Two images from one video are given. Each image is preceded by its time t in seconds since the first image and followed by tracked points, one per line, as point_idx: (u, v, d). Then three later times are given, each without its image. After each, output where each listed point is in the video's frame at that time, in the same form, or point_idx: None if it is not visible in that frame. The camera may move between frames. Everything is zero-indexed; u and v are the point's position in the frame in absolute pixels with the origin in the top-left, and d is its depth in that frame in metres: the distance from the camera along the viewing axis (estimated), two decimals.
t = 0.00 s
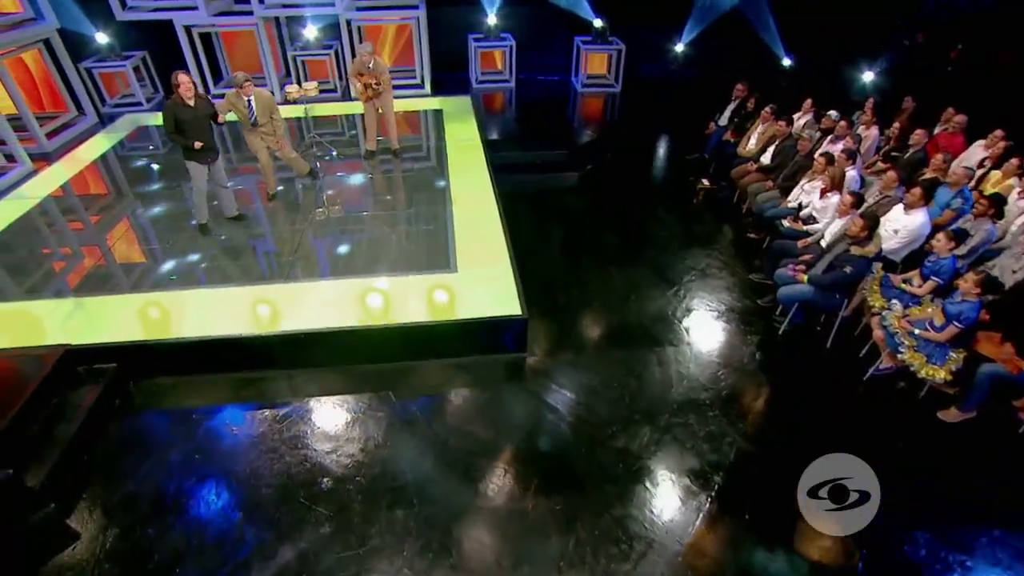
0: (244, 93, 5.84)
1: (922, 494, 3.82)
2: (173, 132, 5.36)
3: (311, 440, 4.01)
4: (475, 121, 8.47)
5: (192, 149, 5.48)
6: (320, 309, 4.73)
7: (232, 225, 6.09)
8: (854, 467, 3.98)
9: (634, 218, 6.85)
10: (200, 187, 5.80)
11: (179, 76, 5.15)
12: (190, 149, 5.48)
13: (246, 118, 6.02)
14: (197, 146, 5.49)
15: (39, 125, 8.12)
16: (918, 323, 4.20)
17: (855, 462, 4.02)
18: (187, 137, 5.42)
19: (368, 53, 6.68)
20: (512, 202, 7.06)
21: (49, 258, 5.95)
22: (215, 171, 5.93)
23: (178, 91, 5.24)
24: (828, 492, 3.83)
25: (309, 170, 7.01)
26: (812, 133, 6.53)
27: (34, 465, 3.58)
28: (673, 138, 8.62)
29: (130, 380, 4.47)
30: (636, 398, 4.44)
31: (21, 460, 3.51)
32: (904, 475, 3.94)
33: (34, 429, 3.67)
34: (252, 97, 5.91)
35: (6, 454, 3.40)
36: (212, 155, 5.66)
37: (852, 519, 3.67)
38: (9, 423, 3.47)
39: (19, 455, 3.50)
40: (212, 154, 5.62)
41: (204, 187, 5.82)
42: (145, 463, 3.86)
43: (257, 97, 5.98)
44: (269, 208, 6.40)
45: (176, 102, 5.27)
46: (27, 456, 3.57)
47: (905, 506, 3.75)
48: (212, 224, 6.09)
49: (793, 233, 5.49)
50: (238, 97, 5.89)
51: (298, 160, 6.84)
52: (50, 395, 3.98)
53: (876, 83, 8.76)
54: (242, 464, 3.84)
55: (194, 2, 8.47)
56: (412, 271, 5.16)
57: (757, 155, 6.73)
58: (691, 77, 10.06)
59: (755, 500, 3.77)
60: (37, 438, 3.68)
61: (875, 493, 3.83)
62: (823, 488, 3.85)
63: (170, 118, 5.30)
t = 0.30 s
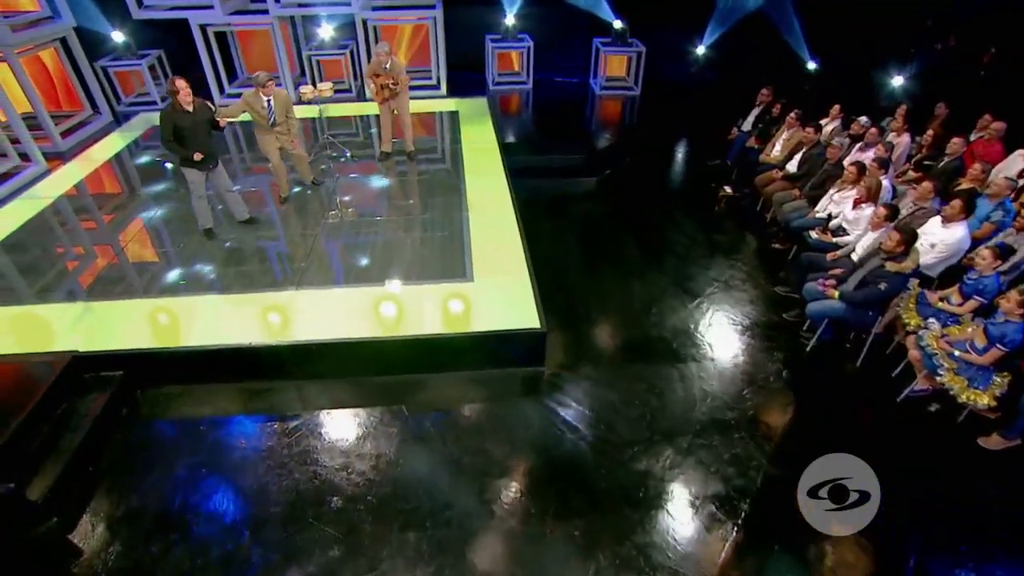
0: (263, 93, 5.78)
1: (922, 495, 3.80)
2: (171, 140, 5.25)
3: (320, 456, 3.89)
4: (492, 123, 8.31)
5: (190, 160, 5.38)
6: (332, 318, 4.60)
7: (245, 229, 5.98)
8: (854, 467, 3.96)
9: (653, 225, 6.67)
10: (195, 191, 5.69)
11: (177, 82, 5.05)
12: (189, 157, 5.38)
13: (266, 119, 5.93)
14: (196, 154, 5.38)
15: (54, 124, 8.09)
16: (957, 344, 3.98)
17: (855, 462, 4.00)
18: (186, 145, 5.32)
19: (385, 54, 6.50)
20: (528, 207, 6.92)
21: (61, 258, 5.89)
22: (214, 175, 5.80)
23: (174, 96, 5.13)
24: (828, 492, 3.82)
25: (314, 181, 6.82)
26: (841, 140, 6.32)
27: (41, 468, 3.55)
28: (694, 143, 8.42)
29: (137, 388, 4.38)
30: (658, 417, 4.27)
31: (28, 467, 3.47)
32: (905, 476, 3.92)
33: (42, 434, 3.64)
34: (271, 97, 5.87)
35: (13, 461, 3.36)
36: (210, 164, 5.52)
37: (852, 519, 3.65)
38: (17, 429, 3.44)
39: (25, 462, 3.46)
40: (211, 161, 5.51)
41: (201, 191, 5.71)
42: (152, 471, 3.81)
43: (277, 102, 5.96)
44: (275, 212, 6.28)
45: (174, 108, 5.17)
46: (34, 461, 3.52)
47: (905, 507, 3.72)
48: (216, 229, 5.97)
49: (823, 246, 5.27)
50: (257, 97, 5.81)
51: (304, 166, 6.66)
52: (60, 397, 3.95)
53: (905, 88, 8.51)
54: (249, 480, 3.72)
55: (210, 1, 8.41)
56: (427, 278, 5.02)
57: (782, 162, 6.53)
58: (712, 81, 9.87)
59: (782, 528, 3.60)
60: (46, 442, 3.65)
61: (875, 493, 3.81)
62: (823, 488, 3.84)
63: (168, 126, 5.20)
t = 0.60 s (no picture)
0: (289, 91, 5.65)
1: (922, 494, 3.79)
2: (173, 142, 5.11)
3: (331, 475, 3.76)
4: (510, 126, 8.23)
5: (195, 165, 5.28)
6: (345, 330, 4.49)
7: (258, 234, 5.85)
8: (853, 467, 3.94)
9: (673, 233, 6.49)
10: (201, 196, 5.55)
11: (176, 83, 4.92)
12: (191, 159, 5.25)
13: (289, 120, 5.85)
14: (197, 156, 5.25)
15: (69, 124, 8.05)
16: (1003, 368, 3.79)
17: (855, 462, 3.98)
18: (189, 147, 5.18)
19: (397, 56, 6.30)
20: (544, 212, 6.76)
21: (73, 259, 5.81)
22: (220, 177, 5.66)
23: (174, 97, 4.98)
24: (828, 492, 3.79)
25: (328, 184, 6.70)
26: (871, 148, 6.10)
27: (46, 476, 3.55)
28: (715, 148, 8.20)
29: (145, 398, 4.29)
30: (682, 438, 4.09)
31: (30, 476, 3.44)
32: (904, 475, 3.90)
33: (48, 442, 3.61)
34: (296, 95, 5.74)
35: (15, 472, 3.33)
36: (215, 165, 5.46)
37: (851, 519, 3.64)
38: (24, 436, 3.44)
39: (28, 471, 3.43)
40: (213, 163, 5.40)
41: (207, 194, 5.57)
42: (159, 479, 3.74)
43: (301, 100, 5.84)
44: (284, 216, 6.17)
45: (173, 110, 5.03)
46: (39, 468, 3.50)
47: (905, 507, 3.71)
48: (227, 233, 5.86)
49: (853, 259, 5.06)
50: (280, 94, 5.66)
51: (319, 171, 6.56)
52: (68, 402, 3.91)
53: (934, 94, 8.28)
54: (257, 499, 3.61)
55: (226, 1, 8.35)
56: (443, 288, 4.89)
57: (809, 171, 6.31)
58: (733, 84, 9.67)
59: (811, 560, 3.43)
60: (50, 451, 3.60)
61: (875, 493, 3.79)
62: (823, 488, 3.80)
63: (168, 128, 5.07)
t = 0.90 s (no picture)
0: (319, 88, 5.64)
1: (923, 494, 3.76)
2: (190, 145, 4.99)
3: (341, 495, 3.63)
4: (528, 130, 8.10)
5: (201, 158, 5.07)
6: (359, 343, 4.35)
7: (272, 241, 5.71)
8: (853, 467, 3.92)
9: (697, 244, 6.29)
10: (215, 200, 5.41)
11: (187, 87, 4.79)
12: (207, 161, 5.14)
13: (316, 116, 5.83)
14: (212, 158, 5.15)
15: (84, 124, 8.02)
16: None
17: (855, 462, 3.96)
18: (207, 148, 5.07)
19: (414, 58, 6.12)
20: (564, 219, 6.58)
21: (86, 260, 5.75)
22: (237, 180, 5.51)
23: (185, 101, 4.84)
24: (828, 492, 3.77)
25: (343, 188, 6.55)
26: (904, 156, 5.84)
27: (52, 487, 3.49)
28: (738, 155, 7.97)
29: (152, 409, 4.19)
30: (707, 463, 3.92)
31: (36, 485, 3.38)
32: (906, 476, 3.88)
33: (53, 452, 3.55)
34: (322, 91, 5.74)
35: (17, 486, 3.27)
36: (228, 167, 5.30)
37: (851, 519, 3.61)
38: (28, 446, 3.39)
39: (33, 482, 3.37)
40: (226, 165, 5.26)
41: (221, 198, 5.42)
42: (164, 492, 3.64)
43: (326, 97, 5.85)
44: (298, 220, 6.07)
45: (184, 114, 4.88)
46: (43, 479, 3.43)
47: (905, 506, 3.69)
48: (240, 238, 5.76)
49: (887, 275, 4.83)
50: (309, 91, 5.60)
51: (337, 173, 6.42)
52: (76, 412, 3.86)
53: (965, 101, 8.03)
54: (265, 520, 3.48)
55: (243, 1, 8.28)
56: (462, 301, 4.73)
57: (840, 181, 6.05)
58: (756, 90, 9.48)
59: None
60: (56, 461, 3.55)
61: (875, 493, 3.77)
62: (823, 488, 3.78)
63: (183, 132, 4.94)
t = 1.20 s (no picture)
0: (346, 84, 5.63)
1: (921, 497, 3.75)
2: (217, 145, 4.88)
3: (352, 519, 3.48)
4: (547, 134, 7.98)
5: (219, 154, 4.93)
6: (375, 360, 4.22)
7: (282, 251, 5.55)
8: (852, 467, 3.92)
9: (722, 256, 6.08)
10: (232, 205, 5.29)
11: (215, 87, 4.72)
12: (231, 165, 5.01)
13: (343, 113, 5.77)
14: (236, 161, 5.02)
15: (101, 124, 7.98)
16: None
17: (855, 463, 3.95)
18: (233, 148, 4.97)
19: (436, 62, 5.98)
20: (584, 228, 6.40)
21: (100, 261, 5.70)
22: (256, 187, 5.38)
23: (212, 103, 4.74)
24: (828, 492, 3.76)
25: (359, 193, 6.45)
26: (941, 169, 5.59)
27: (55, 503, 3.40)
28: (762, 163, 7.77)
29: (159, 422, 4.10)
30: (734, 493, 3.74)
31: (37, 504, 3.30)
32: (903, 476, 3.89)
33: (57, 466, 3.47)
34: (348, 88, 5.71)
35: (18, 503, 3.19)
36: (249, 173, 5.13)
37: (851, 519, 3.61)
38: (32, 459, 3.31)
39: (34, 498, 3.30)
40: (250, 169, 5.11)
41: (238, 204, 5.30)
42: (171, 509, 3.53)
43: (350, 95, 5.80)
44: (313, 226, 5.95)
45: (212, 113, 4.78)
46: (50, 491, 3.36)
47: (901, 506, 3.70)
48: (253, 244, 5.64)
49: (927, 295, 4.61)
50: (336, 87, 5.59)
51: (353, 177, 6.30)
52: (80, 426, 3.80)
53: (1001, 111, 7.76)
54: (272, 543, 3.34)
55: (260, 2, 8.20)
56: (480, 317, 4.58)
57: (874, 193, 5.80)
58: (781, 97, 9.27)
59: None
60: (61, 474, 3.47)
61: (875, 493, 3.77)
62: (823, 488, 3.78)
63: (210, 132, 4.82)
